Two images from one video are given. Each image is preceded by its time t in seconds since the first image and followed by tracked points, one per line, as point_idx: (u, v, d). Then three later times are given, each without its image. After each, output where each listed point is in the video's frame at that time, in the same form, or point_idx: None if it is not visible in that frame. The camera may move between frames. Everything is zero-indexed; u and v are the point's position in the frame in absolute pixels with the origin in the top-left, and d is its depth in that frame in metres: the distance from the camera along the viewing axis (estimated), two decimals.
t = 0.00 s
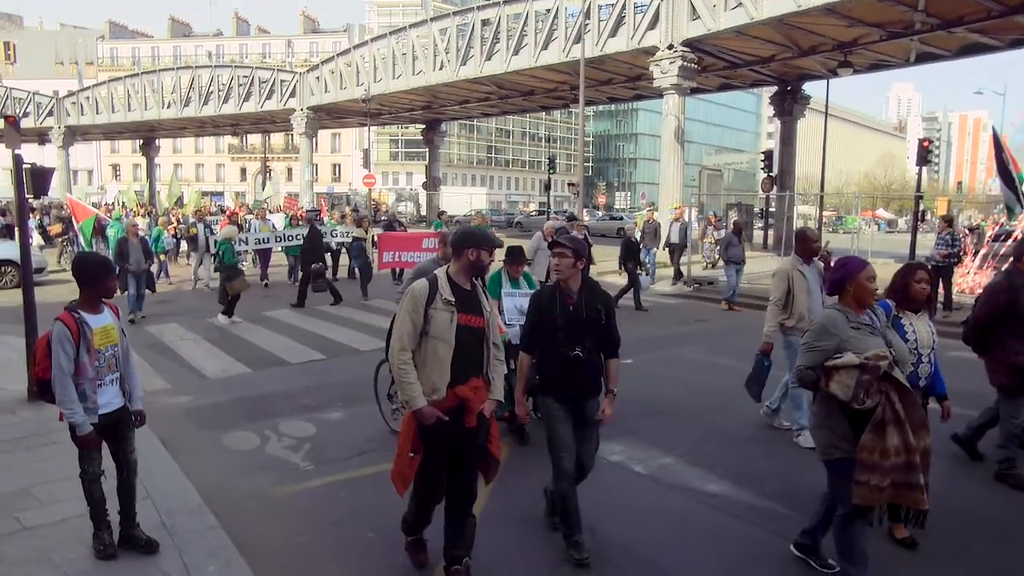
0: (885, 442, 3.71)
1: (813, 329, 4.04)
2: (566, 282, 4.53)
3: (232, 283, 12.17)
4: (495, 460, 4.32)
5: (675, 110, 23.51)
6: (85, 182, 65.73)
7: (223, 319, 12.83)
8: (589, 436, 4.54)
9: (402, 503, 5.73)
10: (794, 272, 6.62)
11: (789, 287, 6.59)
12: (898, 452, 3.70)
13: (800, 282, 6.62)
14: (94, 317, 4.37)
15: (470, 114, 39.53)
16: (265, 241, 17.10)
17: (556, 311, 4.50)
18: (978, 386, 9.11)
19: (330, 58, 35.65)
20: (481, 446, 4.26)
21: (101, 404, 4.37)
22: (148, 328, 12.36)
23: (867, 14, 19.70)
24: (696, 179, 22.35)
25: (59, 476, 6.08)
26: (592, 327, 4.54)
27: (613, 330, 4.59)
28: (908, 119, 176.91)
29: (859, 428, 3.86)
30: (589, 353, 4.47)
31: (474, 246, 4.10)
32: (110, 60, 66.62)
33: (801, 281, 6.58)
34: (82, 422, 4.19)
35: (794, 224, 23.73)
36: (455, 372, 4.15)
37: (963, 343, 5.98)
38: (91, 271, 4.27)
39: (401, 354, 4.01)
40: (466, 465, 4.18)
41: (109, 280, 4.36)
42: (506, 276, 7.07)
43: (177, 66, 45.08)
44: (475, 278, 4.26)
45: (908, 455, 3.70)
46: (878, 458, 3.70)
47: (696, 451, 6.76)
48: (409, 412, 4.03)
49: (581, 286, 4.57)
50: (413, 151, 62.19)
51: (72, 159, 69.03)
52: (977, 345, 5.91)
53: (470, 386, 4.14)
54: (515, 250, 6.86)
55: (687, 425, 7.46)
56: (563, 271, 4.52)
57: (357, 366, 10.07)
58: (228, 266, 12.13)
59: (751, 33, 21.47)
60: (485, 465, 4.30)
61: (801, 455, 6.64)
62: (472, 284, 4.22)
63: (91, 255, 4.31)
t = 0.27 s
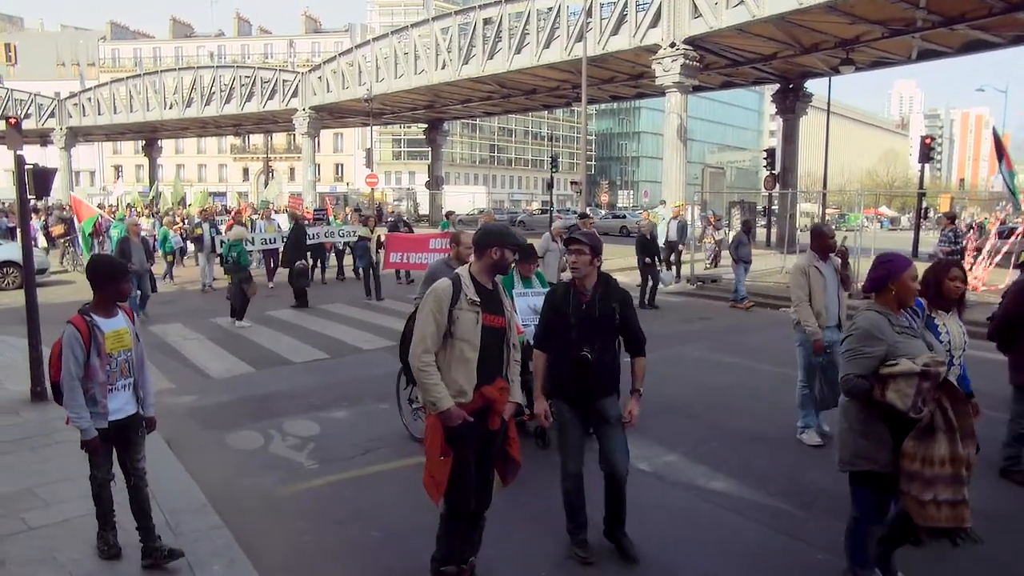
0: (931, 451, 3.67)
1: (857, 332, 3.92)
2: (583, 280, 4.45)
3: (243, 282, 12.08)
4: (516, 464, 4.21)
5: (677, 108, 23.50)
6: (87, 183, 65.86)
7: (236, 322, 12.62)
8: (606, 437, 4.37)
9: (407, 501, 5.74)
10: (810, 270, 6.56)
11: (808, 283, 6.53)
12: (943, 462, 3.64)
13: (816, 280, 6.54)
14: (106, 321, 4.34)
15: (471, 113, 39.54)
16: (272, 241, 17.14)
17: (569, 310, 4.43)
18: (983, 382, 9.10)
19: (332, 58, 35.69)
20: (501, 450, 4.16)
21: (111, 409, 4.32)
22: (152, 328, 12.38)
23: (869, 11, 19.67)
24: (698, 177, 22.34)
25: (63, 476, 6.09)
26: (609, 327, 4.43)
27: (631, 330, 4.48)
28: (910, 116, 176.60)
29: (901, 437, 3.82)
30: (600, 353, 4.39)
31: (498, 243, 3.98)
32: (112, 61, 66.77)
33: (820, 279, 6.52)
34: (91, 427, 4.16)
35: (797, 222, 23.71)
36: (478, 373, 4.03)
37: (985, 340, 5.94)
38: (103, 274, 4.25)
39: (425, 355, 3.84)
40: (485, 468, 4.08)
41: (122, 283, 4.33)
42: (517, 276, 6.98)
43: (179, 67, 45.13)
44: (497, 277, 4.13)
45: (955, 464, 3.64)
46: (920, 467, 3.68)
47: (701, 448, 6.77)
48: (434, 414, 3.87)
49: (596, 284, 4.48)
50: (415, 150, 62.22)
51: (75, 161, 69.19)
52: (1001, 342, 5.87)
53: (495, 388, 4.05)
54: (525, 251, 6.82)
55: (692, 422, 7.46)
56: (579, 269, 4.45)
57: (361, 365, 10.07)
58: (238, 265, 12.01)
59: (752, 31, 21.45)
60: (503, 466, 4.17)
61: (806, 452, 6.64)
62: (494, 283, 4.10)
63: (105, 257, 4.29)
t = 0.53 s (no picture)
0: (977, 473, 3.41)
1: (914, 340, 3.60)
2: (603, 286, 4.23)
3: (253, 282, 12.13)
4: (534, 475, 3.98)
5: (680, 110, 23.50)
6: (92, 184, 66.06)
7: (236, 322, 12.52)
8: (623, 449, 4.15)
9: (409, 501, 5.74)
10: (833, 272, 6.33)
11: (829, 285, 6.30)
12: (987, 484, 3.40)
13: (839, 283, 6.31)
14: (126, 320, 4.14)
15: (475, 115, 39.62)
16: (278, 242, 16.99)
17: (586, 319, 4.24)
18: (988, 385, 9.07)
19: (336, 59, 35.78)
20: (521, 461, 3.93)
21: (128, 412, 4.14)
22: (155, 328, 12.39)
23: (872, 14, 19.66)
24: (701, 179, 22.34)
25: (66, 476, 6.09)
26: (629, 335, 4.19)
27: (655, 338, 4.23)
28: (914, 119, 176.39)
29: (945, 455, 3.55)
30: (615, 362, 4.16)
31: (521, 249, 3.70)
32: (117, 62, 67.03)
33: (841, 283, 6.28)
34: (106, 430, 3.98)
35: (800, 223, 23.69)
36: (504, 383, 3.78)
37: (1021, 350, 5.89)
38: (122, 272, 4.04)
39: (449, 367, 3.59)
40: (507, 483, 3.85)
41: (144, 281, 4.11)
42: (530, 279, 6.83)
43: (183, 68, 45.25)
44: (517, 283, 3.87)
45: (997, 488, 3.40)
46: (965, 488, 3.43)
47: (703, 449, 6.76)
48: (460, 427, 3.61)
49: (616, 290, 4.25)
50: (418, 152, 62.32)
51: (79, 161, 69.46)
52: None
53: (520, 397, 3.79)
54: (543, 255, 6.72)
55: (695, 423, 7.45)
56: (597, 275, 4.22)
57: (364, 365, 10.06)
58: (246, 268, 11.95)
59: (756, 33, 21.46)
60: (521, 477, 3.95)
61: (808, 454, 6.63)
62: (517, 288, 3.83)
63: (126, 255, 4.09)
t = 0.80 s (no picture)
0: None
1: (984, 336, 3.55)
2: (635, 289, 4.14)
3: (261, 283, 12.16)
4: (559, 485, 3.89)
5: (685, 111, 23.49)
6: (97, 183, 66.28)
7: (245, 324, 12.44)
8: (657, 456, 4.13)
9: (414, 501, 5.75)
10: (865, 273, 6.22)
11: (860, 286, 6.19)
12: None
13: (870, 284, 6.20)
14: (143, 320, 4.07)
15: (479, 115, 39.63)
16: (286, 242, 16.87)
17: (620, 323, 4.14)
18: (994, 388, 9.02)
19: (341, 59, 35.83)
20: (549, 472, 3.83)
21: (145, 414, 4.04)
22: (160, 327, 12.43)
23: (878, 14, 19.60)
24: (706, 179, 22.31)
25: (72, 474, 6.12)
26: (662, 339, 4.10)
27: (686, 341, 4.16)
28: (920, 119, 175.80)
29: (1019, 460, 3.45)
30: (653, 369, 4.09)
31: (542, 253, 3.59)
32: (123, 62, 67.23)
33: (872, 285, 6.17)
34: (126, 431, 3.89)
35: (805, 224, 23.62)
36: (531, 394, 3.68)
37: None
38: (138, 271, 3.98)
39: (474, 381, 3.48)
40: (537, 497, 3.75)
41: (160, 281, 4.04)
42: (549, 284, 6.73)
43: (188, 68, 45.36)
44: (538, 289, 3.75)
45: None
46: None
47: (707, 450, 6.75)
48: (489, 443, 3.49)
49: (649, 293, 4.15)
50: (423, 152, 62.38)
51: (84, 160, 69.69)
52: None
53: (549, 408, 3.70)
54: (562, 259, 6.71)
55: (700, 424, 7.43)
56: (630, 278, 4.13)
57: (369, 365, 10.06)
58: (252, 269, 11.93)
59: (761, 34, 21.42)
60: (546, 488, 3.85)
61: (813, 455, 6.61)
62: (539, 294, 3.71)
63: (143, 254, 4.03)
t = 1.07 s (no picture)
0: None
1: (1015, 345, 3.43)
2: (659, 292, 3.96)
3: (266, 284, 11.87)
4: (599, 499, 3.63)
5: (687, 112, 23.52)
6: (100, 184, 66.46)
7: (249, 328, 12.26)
8: (674, 466, 4.02)
9: (415, 502, 5.76)
10: (891, 277, 6.04)
11: (886, 292, 6.01)
12: None
13: (897, 289, 6.01)
14: (150, 327, 4.00)
15: (482, 116, 39.68)
16: (293, 243, 16.80)
17: (647, 331, 3.95)
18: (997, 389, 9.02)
19: (344, 61, 35.87)
20: (582, 487, 3.58)
21: (153, 423, 4.02)
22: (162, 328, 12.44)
23: (881, 16, 19.60)
24: (708, 181, 22.32)
25: (74, 475, 6.13)
26: (688, 345, 3.93)
27: (706, 349, 4.05)
28: (922, 121, 175.68)
29: None
30: (682, 377, 3.93)
31: (562, 253, 3.39)
32: (126, 63, 67.37)
33: (898, 290, 5.99)
34: (133, 442, 3.85)
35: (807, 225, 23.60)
36: (551, 404, 3.46)
37: None
38: (147, 278, 3.90)
39: (492, 394, 3.25)
40: (568, 512, 3.55)
41: (169, 288, 3.97)
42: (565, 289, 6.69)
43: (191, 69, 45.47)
44: (557, 292, 3.52)
45: None
46: None
47: (709, 452, 6.74)
48: (508, 458, 3.27)
49: (675, 297, 3.98)
50: (425, 153, 62.45)
51: (87, 161, 69.86)
52: None
53: (572, 417, 3.47)
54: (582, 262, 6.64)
55: (701, 426, 7.43)
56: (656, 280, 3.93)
57: (371, 366, 10.07)
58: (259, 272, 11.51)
59: (763, 35, 21.42)
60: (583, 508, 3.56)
61: (815, 457, 6.61)
62: (557, 297, 3.49)
63: (152, 260, 3.95)
